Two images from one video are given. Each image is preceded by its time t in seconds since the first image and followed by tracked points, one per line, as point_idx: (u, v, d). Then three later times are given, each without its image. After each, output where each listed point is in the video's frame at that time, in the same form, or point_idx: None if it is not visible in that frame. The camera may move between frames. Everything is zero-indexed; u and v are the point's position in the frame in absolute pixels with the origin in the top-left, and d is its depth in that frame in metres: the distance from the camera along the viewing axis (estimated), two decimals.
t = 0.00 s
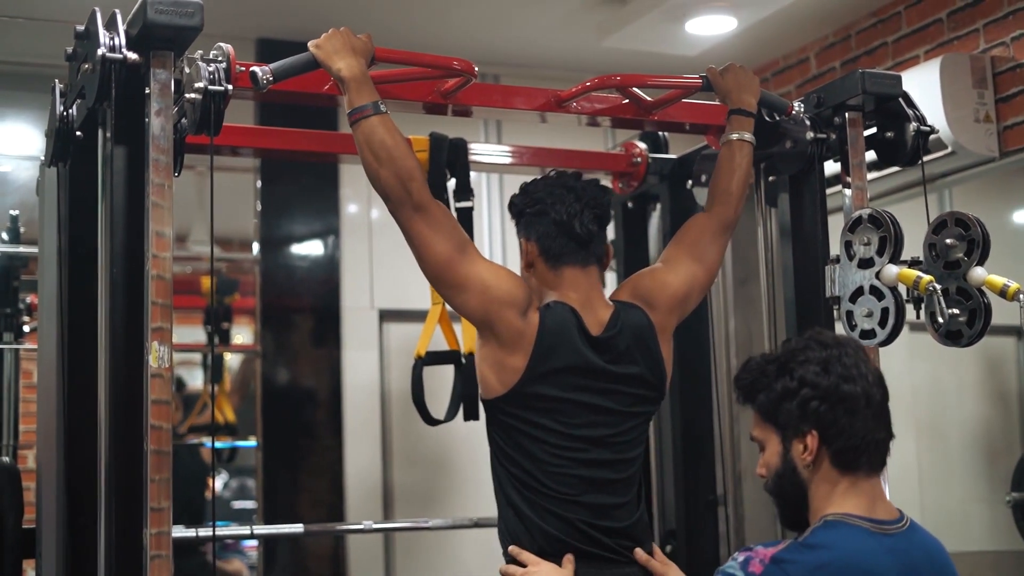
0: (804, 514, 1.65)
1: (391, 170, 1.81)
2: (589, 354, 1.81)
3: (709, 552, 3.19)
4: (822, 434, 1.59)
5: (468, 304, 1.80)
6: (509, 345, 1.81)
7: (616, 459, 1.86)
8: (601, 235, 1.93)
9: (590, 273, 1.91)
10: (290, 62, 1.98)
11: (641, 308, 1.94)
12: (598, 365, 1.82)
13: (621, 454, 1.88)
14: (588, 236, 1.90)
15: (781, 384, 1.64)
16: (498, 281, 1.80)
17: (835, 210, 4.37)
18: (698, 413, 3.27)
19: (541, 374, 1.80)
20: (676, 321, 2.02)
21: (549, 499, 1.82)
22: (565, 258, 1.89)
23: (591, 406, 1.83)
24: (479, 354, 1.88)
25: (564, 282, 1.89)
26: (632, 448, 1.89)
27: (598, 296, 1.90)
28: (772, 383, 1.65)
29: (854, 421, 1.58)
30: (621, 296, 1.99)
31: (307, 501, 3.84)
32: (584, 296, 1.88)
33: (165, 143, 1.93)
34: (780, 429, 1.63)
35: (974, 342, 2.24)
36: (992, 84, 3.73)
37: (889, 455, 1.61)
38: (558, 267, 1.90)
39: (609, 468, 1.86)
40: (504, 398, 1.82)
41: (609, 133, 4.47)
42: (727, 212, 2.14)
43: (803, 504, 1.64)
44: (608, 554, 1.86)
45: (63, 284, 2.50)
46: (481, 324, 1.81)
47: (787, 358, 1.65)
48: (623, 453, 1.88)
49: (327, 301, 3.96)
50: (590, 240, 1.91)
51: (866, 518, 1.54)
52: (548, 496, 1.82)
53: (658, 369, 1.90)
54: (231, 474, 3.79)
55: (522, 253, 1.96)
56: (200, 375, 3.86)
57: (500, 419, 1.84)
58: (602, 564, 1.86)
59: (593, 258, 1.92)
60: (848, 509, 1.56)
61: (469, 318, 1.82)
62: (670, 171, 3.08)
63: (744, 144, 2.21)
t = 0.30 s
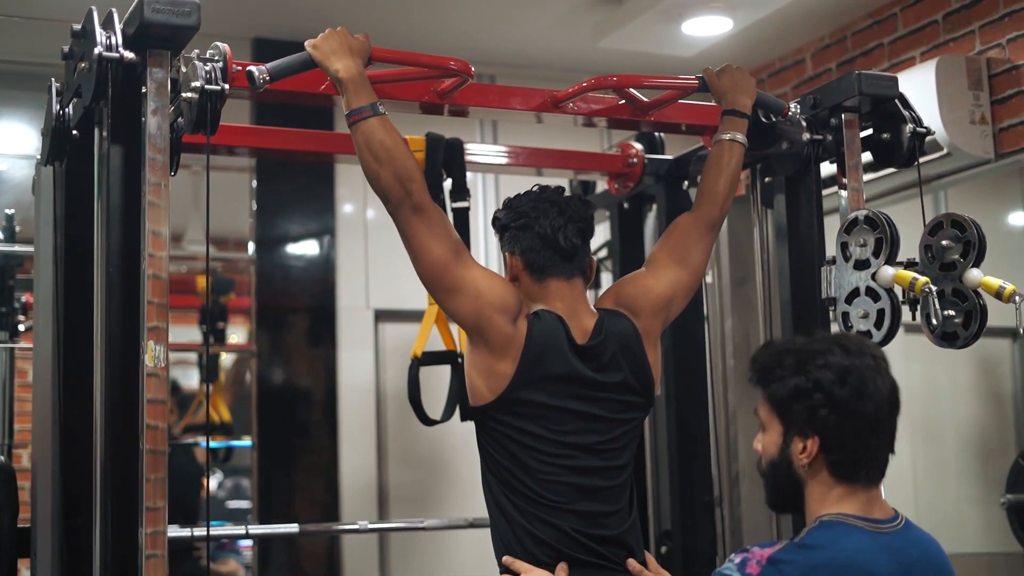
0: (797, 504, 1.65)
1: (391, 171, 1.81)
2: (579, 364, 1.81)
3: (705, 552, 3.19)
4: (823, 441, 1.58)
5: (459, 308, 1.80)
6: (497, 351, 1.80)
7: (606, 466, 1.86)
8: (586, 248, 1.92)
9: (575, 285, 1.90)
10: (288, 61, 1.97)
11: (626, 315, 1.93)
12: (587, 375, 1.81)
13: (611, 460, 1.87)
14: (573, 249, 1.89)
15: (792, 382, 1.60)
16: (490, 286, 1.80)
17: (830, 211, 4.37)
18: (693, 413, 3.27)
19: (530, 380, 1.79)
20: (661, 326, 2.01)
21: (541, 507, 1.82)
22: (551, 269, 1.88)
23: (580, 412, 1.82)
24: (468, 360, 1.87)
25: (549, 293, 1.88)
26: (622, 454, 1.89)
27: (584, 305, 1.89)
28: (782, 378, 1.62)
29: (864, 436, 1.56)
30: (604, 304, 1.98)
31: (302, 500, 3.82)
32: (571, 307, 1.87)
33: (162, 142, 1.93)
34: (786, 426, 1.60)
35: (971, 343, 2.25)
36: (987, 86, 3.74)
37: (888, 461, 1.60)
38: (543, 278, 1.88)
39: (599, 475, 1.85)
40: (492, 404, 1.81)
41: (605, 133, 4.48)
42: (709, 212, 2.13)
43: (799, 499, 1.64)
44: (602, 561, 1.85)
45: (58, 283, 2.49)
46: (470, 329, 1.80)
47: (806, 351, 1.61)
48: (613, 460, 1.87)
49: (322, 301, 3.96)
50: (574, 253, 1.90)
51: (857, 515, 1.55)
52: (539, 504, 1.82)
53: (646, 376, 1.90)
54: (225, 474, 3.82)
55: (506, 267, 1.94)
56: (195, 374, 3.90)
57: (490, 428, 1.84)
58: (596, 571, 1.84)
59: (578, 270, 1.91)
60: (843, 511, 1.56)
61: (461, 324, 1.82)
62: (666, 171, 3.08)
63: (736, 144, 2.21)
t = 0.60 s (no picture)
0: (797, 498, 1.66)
1: (367, 176, 1.81)
2: (583, 345, 1.80)
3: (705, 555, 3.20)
4: (836, 454, 1.57)
5: (454, 302, 1.80)
6: (497, 339, 1.80)
7: (609, 446, 1.85)
8: (598, 230, 1.90)
9: (585, 265, 1.89)
10: (289, 63, 1.98)
11: (637, 297, 1.92)
12: (592, 357, 1.80)
13: (613, 440, 1.86)
14: (584, 231, 1.88)
15: (819, 389, 1.58)
16: (478, 273, 1.80)
17: (829, 214, 4.38)
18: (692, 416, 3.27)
19: (535, 365, 1.79)
20: (670, 315, 2.01)
21: (545, 489, 1.80)
22: (560, 250, 1.87)
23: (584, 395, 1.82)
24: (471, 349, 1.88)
25: (558, 274, 1.87)
26: (625, 435, 1.88)
27: (592, 287, 1.88)
28: (813, 381, 1.59)
29: (879, 455, 1.55)
30: (616, 283, 1.97)
31: (302, 502, 3.82)
32: (579, 289, 1.86)
33: (162, 144, 1.93)
34: (806, 427, 1.59)
35: (970, 346, 2.25)
36: (987, 89, 3.75)
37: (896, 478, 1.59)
38: (552, 258, 1.87)
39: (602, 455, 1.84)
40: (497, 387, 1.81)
41: (604, 136, 4.48)
42: (724, 220, 2.14)
43: (797, 489, 1.64)
44: (606, 540, 1.84)
45: (58, 286, 2.49)
46: (467, 318, 1.81)
47: (844, 359, 1.58)
48: (616, 444, 1.87)
49: (322, 303, 3.96)
50: (586, 236, 1.88)
51: (861, 522, 1.55)
52: (543, 485, 1.80)
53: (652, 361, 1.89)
54: (224, 475, 3.78)
55: (516, 241, 1.93)
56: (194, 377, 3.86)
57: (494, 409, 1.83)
58: (601, 551, 1.83)
59: (589, 251, 1.89)
60: (839, 515, 1.56)
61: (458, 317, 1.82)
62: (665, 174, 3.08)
63: (742, 149, 2.22)
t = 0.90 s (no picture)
0: (781, 495, 1.64)
1: (352, 177, 1.73)
2: (594, 298, 1.76)
3: (702, 557, 3.20)
4: (820, 462, 1.54)
5: (461, 272, 1.74)
6: (510, 300, 1.75)
7: (612, 397, 1.81)
8: (617, 183, 1.85)
9: (600, 219, 1.85)
10: (287, 66, 1.97)
11: (653, 253, 1.90)
12: (604, 312, 1.77)
13: (616, 390, 1.82)
14: (602, 185, 1.83)
15: (807, 396, 1.54)
16: (479, 239, 1.74)
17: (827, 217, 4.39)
18: (690, 417, 3.28)
19: (547, 318, 1.74)
20: (684, 283, 1.98)
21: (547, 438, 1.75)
22: (575, 203, 1.82)
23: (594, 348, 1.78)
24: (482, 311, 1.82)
25: (572, 227, 1.83)
26: (628, 384, 1.84)
27: (607, 242, 1.84)
28: (804, 387, 1.55)
29: (863, 467, 1.52)
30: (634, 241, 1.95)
31: (299, 505, 3.82)
32: (594, 244, 1.82)
33: (161, 147, 1.93)
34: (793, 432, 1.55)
35: (967, 349, 2.25)
36: (985, 92, 3.76)
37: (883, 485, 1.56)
38: (567, 211, 1.83)
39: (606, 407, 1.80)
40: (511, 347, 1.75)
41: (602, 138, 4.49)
42: (741, 220, 2.13)
43: (783, 489, 1.62)
44: (605, 491, 1.79)
45: (57, 288, 2.49)
46: (476, 284, 1.75)
47: (836, 367, 1.53)
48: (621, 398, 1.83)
49: (320, 305, 3.96)
50: (602, 191, 1.83)
51: (849, 526, 1.53)
52: (546, 435, 1.75)
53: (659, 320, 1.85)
54: (222, 478, 3.81)
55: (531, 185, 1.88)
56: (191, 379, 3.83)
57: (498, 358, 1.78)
58: (599, 501, 1.78)
59: (605, 206, 1.85)
60: (823, 519, 1.55)
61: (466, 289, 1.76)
62: (663, 177, 3.09)
63: (748, 153, 2.21)
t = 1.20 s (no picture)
0: (766, 492, 1.62)
1: (334, 174, 1.69)
2: (581, 230, 1.73)
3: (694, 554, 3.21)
4: (804, 462, 1.52)
5: (450, 222, 1.69)
6: (504, 243, 1.70)
7: (596, 326, 1.77)
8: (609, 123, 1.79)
9: (590, 157, 1.79)
10: (280, 63, 1.96)
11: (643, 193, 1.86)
12: (592, 244, 1.73)
13: (602, 321, 1.78)
14: (593, 124, 1.76)
15: (792, 396, 1.52)
16: (465, 188, 1.71)
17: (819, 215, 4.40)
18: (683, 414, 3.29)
19: (535, 250, 1.70)
20: (668, 241, 1.91)
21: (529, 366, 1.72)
22: (565, 140, 1.77)
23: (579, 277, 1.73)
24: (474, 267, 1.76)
25: (562, 164, 1.78)
26: (616, 317, 1.80)
27: (597, 180, 1.80)
28: (788, 387, 1.54)
29: (847, 469, 1.50)
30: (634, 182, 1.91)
31: (291, 502, 3.82)
32: (584, 181, 1.78)
33: (154, 144, 1.92)
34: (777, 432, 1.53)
35: (960, 347, 2.26)
36: (977, 91, 3.77)
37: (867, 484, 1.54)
38: (556, 148, 1.78)
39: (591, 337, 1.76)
40: (507, 287, 1.71)
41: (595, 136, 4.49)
42: (740, 211, 2.06)
43: (768, 486, 1.60)
44: (587, 420, 1.76)
45: (49, 286, 2.48)
46: (469, 240, 1.71)
47: (820, 367, 1.51)
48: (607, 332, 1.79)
49: (312, 303, 3.96)
50: (594, 130, 1.77)
51: (836, 526, 1.51)
52: (528, 364, 1.72)
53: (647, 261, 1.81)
54: (214, 475, 3.86)
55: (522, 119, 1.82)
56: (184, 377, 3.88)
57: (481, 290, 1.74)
58: (579, 429, 1.75)
59: (596, 146, 1.79)
60: (808, 519, 1.53)
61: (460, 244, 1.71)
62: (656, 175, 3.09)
63: (743, 152, 2.14)
